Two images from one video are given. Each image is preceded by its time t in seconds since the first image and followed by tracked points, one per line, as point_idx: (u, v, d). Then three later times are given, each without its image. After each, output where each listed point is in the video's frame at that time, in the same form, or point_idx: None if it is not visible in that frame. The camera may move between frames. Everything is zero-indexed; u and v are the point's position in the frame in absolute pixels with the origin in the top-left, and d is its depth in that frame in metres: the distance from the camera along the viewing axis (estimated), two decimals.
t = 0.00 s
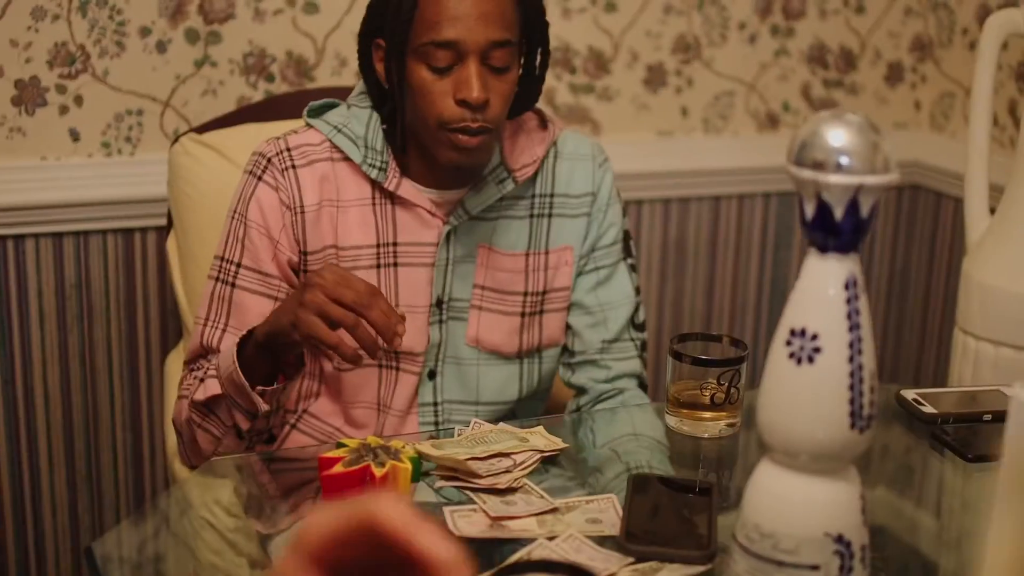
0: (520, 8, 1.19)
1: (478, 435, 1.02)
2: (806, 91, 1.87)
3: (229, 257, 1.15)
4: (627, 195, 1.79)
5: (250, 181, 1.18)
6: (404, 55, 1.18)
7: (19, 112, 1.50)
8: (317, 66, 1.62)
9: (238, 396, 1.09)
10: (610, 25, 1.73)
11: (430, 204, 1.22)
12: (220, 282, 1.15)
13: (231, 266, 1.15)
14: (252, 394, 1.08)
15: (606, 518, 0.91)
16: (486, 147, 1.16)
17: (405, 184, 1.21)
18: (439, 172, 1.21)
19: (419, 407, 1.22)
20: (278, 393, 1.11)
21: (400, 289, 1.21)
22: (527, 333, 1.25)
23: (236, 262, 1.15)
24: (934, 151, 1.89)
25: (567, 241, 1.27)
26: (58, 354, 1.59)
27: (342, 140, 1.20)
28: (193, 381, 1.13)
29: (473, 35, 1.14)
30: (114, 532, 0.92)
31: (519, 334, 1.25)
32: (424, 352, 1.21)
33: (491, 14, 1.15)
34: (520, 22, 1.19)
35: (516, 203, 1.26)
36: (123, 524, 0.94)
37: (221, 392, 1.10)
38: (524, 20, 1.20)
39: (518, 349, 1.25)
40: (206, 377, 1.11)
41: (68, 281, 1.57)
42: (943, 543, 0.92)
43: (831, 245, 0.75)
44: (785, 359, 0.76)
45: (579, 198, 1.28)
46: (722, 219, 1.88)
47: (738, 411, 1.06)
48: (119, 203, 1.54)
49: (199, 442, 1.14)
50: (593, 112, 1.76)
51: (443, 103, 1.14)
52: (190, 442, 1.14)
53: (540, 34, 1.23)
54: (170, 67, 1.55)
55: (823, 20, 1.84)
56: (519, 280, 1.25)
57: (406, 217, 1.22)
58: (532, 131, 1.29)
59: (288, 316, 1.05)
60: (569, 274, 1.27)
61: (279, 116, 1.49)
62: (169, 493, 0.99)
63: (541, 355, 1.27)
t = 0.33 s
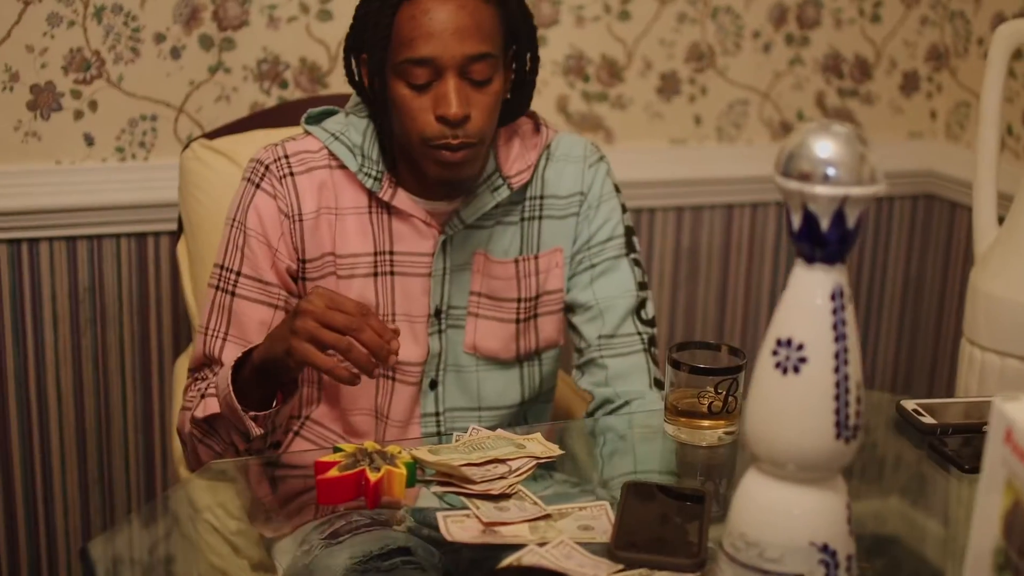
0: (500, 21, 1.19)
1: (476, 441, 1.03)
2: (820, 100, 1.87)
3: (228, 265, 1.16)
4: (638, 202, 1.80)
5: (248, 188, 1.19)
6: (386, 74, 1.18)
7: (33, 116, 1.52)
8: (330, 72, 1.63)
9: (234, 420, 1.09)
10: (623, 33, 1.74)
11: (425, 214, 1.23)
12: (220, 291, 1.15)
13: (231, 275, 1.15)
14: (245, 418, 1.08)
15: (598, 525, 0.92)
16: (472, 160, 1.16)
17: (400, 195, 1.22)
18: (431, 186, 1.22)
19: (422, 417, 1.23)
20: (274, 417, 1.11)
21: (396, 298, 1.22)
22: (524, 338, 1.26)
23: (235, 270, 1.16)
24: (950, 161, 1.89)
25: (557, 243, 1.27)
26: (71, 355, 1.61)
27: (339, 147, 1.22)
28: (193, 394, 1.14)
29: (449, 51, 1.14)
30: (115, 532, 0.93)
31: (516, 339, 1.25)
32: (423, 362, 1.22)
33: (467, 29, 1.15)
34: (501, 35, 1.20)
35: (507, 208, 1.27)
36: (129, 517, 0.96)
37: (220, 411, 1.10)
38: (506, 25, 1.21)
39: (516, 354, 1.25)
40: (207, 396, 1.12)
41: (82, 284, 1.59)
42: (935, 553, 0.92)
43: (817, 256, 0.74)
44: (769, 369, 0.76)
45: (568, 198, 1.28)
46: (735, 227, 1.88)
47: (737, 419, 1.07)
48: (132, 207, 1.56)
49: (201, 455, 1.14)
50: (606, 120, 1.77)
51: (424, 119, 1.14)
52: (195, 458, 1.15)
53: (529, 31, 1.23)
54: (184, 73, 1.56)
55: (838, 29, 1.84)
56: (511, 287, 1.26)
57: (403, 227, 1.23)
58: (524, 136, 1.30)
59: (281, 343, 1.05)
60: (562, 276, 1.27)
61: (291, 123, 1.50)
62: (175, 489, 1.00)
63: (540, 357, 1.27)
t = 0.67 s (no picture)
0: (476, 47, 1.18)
1: (471, 447, 1.04)
2: (832, 109, 1.87)
3: (215, 269, 1.17)
4: (648, 209, 1.80)
5: (232, 192, 1.21)
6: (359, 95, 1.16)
7: (46, 123, 1.54)
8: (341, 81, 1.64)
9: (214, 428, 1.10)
10: (633, 42, 1.75)
11: (401, 229, 1.22)
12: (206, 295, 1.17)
13: (218, 278, 1.17)
14: (221, 425, 1.09)
15: (588, 532, 0.92)
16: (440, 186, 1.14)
17: (376, 210, 1.22)
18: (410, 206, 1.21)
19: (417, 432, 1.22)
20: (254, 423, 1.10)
21: (374, 309, 1.22)
22: (503, 360, 1.25)
23: (221, 274, 1.17)
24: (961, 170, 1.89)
25: (534, 267, 1.24)
26: (83, 359, 1.63)
27: (321, 156, 1.23)
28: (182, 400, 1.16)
29: (418, 75, 1.12)
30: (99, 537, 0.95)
31: (495, 361, 1.24)
32: (410, 376, 1.23)
33: (438, 54, 1.12)
34: (477, 61, 1.18)
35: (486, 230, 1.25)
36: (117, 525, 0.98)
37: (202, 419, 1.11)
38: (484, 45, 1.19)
39: (495, 375, 1.25)
40: (191, 402, 1.13)
41: (93, 289, 1.60)
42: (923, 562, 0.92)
43: (799, 266, 0.73)
44: (750, 378, 0.74)
45: (546, 220, 1.25)
46: (746, 235, 1.89)
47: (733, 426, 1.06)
48: (143, 213, 1.58)
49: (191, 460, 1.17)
50: (616, 128, 1.78)
51: (392, 143, 1.12)
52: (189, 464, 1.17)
53: (512, 57, 1.22)
54: (196, 81, 1.58)
55: (849, 38, 1.85)
56: (490, 310, 1.24)
57: (380, 242, 1.23)
58: (510, 153, 1.27)
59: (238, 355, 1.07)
60: (539, 300, 1.24)
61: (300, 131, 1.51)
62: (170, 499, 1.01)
63: (521, 377, 1.26)
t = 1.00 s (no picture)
0: (450, 67, 1.18)
1: (466, 452, 1.05)
2: (842, 118, 1.88)
3: (201, 273, 1.21)
4: (657, 216, 1.82)
5: (215, 198, 1.24)
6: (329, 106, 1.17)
7: (59, 130, 1.56)
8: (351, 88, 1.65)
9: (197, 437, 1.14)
10: (642, 51, 1.75)
11: (370, 245, 1.23)
12: (196, 298, 1.21)
13: (205, 282, 1.21)
14: (199, 432, 1.13)
15: (577, 537, 0.93)
16: (402, 204, 1.15)
17: (345, 223, 1.22)
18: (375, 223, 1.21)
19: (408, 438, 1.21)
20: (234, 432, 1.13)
21: (353, 316, 1.23)
22: (468, 390, 1.22)
23: (208, 278, 1.21)
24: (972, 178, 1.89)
25: (505, 305, 1.22)
26: (94, 364, 1.65)
27: (299, 164, 1.24)
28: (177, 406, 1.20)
29: (384, 95, 1.12)
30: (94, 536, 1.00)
31: (459, 390, 1.22)
32: (388, 385, 1.22)
33: (406, 75, 1.13)
34: (451, 79, 1.18)
35: (460, 262, 1.23)
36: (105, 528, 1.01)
37: (186, 426, 1.16)
38: (457, 68, 1.19)
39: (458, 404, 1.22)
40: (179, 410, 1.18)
41: (105, 293, 1.62)
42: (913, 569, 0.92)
43: (781, 275, 0.73)
44: (734, 390, 0.75)
45: (521, 259, 1.22)
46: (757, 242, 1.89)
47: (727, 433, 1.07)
48: (154, 219, 1.59)
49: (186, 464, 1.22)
50: (626, 136, 1.79)
51: (355, 161, 1.13)
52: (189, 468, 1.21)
53: (488, 79, 1.22)
54: (207, 88, 1.59)
55: (860, 47, 1.85)
56: (457, 341, 1.22)
57: (352, 255, 1.23)
58: (488, 180, 1.25)
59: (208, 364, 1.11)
60: (508, 337, 1.22)
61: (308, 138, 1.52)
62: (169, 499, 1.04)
63: (487, 410, 1.23)
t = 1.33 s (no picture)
0: (428, 84, 1.21)
1: (466, 459, 1.06)
2: (855, 126, 1.88)
3: (196, 280, 1.29)
4: (670, 225, 1.83)
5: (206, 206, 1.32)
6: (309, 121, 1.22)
7: (75, 137, 1.58)
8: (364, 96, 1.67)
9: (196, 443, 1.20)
10: (655, 59, 1.76)
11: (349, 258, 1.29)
12: (191, 304, 1.29)
13: (199, 288, 1.29)
14: (198, 441, 1.19)
15: (572, 544, 0.94)
16: (374, 218, 1.19)
17: (326, 234, 1.28)
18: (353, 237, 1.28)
19: (404, 440, 1.28)
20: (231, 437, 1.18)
21: (336, 326, 1.29)
22: (444, 408, 1.29)
23: (203, 285, 1.29)
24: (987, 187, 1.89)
25: (484, 334, 1.26)
26: (110, 369, 1.66)
27: (286, 173, 1.30)
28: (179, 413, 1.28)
29: (357, 112, 1.16)
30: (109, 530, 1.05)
31: (436, 406, 1.29)
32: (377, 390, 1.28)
33: (380, 92, 1.16)
34: (428, 97, 1.22)
35: (444, 289, 1.28)
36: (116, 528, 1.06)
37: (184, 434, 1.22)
38: (435, 85, 1.23)
39: (436, 417, 1.30)
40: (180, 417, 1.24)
41: (120, 298, 1.64)
42: None
43: (767, 287, 0.73)
44: (722, 400, 0.74)
45: (498, 293, 1.25)
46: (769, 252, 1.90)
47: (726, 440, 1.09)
48: (169, 226, 1.61)
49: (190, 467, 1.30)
50: (638, 145, 1.80)
51: (327, 174, 1.17)
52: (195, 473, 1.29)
53: (467, 97, 1.26)
54: (221, 96, 1.61)
55: (874, 56, 1.85)
56: (434, 364, 1.27)
57: (334, 267, 1.30)
58: (469, 203, 1.28)
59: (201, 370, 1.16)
60: (485, 364, 1.27)
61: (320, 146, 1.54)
62: (181, 502, 1.09)
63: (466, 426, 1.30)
